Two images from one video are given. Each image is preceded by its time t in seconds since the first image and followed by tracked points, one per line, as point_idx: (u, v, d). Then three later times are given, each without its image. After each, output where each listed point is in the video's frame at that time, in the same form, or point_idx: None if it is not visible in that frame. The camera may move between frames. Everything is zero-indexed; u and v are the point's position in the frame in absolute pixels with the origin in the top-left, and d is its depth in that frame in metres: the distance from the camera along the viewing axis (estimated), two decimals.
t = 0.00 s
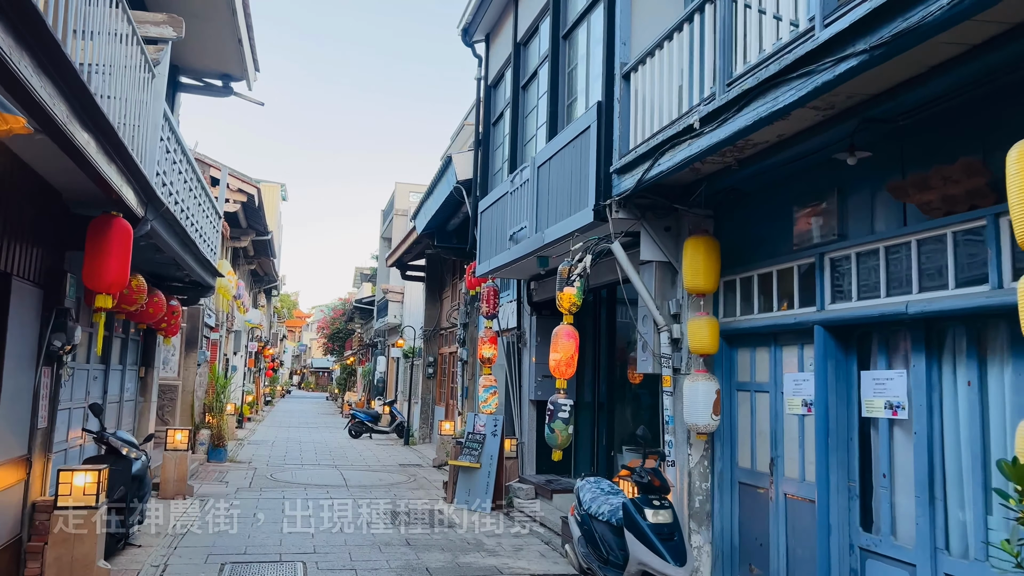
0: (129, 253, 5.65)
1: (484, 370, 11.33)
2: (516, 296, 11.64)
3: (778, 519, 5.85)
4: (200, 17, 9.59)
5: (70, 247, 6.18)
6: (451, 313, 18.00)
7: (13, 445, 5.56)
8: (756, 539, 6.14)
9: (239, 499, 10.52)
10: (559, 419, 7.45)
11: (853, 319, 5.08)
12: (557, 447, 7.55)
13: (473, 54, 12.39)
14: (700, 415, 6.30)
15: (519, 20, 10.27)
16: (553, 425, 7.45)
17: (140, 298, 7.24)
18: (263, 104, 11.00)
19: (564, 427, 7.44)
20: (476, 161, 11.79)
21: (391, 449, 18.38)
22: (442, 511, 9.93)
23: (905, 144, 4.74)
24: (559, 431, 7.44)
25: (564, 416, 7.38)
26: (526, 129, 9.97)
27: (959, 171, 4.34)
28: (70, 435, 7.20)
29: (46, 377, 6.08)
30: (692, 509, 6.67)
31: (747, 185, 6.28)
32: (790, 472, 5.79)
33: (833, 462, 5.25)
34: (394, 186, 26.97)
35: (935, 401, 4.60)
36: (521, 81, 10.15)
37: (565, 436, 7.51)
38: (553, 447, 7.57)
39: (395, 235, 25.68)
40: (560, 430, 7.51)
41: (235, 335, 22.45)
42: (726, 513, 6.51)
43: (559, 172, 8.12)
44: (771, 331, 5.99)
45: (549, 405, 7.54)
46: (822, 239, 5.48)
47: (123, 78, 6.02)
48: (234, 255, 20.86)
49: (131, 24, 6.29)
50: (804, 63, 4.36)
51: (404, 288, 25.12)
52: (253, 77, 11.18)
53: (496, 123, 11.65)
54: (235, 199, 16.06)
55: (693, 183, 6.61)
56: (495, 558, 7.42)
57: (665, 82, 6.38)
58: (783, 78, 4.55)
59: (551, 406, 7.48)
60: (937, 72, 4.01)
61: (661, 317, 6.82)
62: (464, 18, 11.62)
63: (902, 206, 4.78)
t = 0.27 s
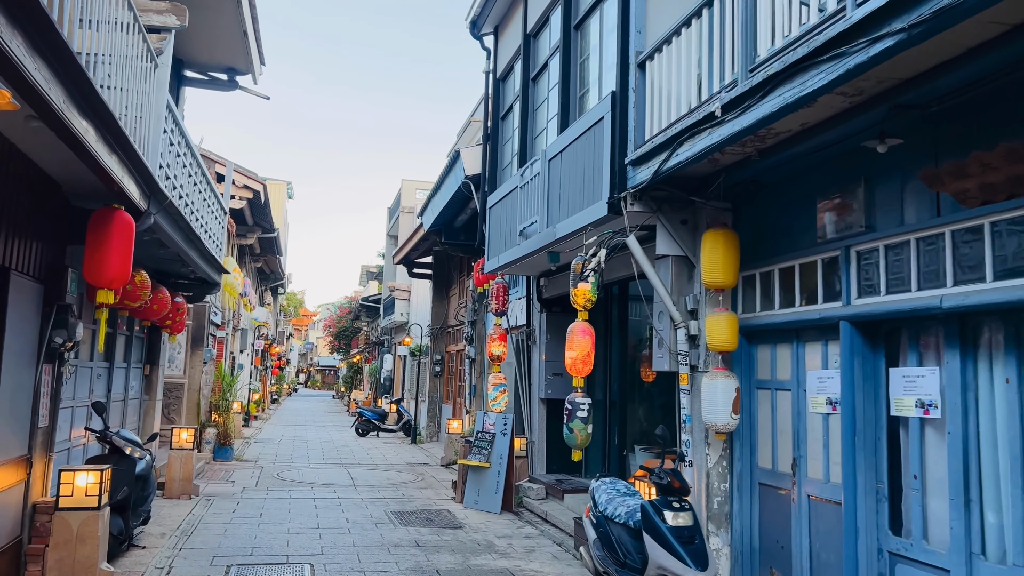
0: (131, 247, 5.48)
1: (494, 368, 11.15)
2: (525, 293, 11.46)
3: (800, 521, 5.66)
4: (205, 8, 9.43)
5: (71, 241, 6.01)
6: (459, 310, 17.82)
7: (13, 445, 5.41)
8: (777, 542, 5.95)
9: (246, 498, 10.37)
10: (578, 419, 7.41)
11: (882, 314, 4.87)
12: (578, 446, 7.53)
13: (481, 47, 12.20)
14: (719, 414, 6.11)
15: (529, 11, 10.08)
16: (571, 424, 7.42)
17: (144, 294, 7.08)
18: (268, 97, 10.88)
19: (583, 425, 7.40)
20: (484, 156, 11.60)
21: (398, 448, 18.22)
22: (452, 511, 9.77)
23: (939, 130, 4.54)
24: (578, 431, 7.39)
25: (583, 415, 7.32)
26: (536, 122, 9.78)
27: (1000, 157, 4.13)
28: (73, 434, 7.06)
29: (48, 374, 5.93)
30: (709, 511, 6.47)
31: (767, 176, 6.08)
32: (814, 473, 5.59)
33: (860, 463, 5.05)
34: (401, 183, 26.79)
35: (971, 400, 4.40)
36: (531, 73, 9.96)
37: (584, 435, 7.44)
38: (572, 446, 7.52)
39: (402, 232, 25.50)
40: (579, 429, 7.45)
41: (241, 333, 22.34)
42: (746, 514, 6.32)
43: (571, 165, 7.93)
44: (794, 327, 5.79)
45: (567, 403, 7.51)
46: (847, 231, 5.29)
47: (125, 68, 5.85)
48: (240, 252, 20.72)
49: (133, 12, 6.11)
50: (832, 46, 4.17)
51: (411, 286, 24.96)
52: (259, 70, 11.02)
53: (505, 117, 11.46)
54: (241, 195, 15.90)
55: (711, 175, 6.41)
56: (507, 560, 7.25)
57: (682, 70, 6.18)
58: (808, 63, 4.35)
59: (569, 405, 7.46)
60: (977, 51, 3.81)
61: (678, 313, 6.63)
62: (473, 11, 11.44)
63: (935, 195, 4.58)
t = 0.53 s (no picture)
0: (148, 239, 5.34)
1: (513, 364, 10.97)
2: (545, 288, 11.27)
3: (838, 523, 5.44)
4: None
5: (87, 234, 5.87)
6: (476, 307, 17.65)
7: (28, 443, 5.29)
8: (812, 545, 5.74)
9: (263, 496, 10.26)
10: (609, 417, 7.34)
11: (928, 308, 4.66)
12: (611, 445, 7.46)
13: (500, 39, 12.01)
14: (752, 413, 5.89)
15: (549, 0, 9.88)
16: (603, 423, 7.35)
17: (161, 288, 6.98)
18: (283, 92, 10.24)
19: (614, 424, 7.32)
20: (503, 149, 11.40)
21: (415, 445, 18.08)
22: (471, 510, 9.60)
23: (992, 112, 4.31)
24: (610, 429, 7.32)
25: (614, 413, 7.25)
26: (557, 113, 9.58)
27: None
28: (89, 430, 6.95)
29: (63, 370, 5.80)
30: (741, 512, 6.27)
31: (802, 165, 5.86)
32: (853, 473, 5.37)
33: (904, 463, 4.83)
34: (416, 179, 26.63)
35: None
36: (552, 64, 9.77)
37: (617, 433, 7.40)
38: (605, 445, 7.47)
39: (417, 228, 25.35)
40: (611, 428, 7.39)
41: (257, 330, 22.28)
42: (779, 515, 6.09)
43: (595, 156, 7.74)
44: (831, 321, 5.57)
45: (598, 401, 7.44)
46: (890, 221, 5.07)
47: (142, 56, 5.70)
48: (256, 248, 20.64)
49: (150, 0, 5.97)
50: (881, 23, 3.95)
51: (427, 282, 24.82)
52: (276, 63, 10.87)
53: (524, 109, 11.26)
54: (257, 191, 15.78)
55: (743, 164, 6.21)
56: (530, 561, 7.06)
57: (713, 55, 5.97)
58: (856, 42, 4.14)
59: (600, 404, 7.39)
60: None
61: (708, 307, 6.42)
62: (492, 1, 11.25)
63: (987, 182, 4.36)
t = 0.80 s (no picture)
0: (156, 234, 5.17)
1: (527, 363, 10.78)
2: (559, 285, 11.07)
3: (871, 527, 5.24)
4: None
5: (94, 230, 5.72)
6: (487, 305, 17.47)
7: (34, 445, 5.14)
8: (843, 549, 5.53)
9: (273, 497, 10.10)
10: (634, 417, 7.19)
11: (970, 303, 4.44)
12: (638, 447, 7.30)
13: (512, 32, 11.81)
14: (778, 413, 5.67)
15: None
16: (628, 424, 7.20)
17: (169, 286, 6.81)
18: (293, 86, 10.54)
19: (640, 424, 7.17)
20: (516, 144, 11.20)
21: (425, 445, 17.92)
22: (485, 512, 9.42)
23: None
24: (636, 430, 7.17)
25: (640, 413, 7.11)
26: (572, 107, 9.39)
27: None
28: (97, 431, 6.83)
29: (69, 370, 5.64)
30: (767, 515, 6.09)
31: (831, 156, 5.64)
32: (886, 476, 5.16)
33: (943, 466, 4.62)
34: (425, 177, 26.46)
35: None
36: (566, 56, 9.57)
37: (643, 434, 7.23)
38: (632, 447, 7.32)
39: (427, 226, 25.18)
40: (637, 428, 7.24)
41: (267, 329, 22.16)
42: (807, 520, 5.88)
43: (612, 149, 7.54)
44: (863, 318, 5.36)
45: (622, 401, 7.31)
46: (927, 213, 4.85)
47: (150, 47, 5.52)
48: (265, 247, 20.50)
49: None
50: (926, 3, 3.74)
51: (437, 281, 24.66)
52: (285, 57, 10.70)
53: (537, 103, 11.06)
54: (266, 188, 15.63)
55: (768, 156, 6.00)
56: (548, 566, 6.86)
57: (738, 42, 5.76)
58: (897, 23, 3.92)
59: (624, 404, 7.26)
60: None
61: (732, 304, 6.22)
62: None
63: None
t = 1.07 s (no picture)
0: (158, 223, 4.99)
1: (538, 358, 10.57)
2: (570, 279, 10.87)
3: (901, 527, 5.03)
4: None
5: (95, 220, 5.54)
6: (496, 300, 17.27)
7: (34, 441, 4.98)
8: (871, 550, 5.32)
9: (280, 494, 9.93)
10: (653, 413, 7.01)
11: (1010, 292, 4.22)
12: (656, 444, 7.11)
13: (521, 22, 11.60)
14: (803, 408, 5.44)
15: None
16: (648, 420, 7.02)
17: (173, 279, 6.65)
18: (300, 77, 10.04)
19: (659, 420, 6.99)
20: (526, 135, 11.00)
21: (434, 441, 17.75)
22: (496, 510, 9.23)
23: None
24: (655, 426, 6.98)
25: (659, 408, 6.94)
26: (584, 96, 9.18)
27: None
28: (100, 427, 6.69)
29: (70, 364, 5.48)
30: (790, 514, 5.87)
31: (859, 141, 5.41)
32: (918, 474, 4.94)
33: (980, 463, 4.40)
34: (433, 172, 26.25)
35: None
36: (578, 44, 9.36)
37: (662, 430, 7.04)
38: (650, 443, 7.14)
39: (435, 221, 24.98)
40: (656, 424, 7.05)
41: (274, 325, 22.02)
42: (832, 519, 5.67)
43: (627, 137, 7.34)
44: (892, 309, 5.14)
45: (640, 397, 7.13)
46: (962, 198, 4.63)
47: (153, 30, 5.33)
48: (272, 243, 20.35)
49: None
50: None
51: (444, 276, 24.47)
52: (291, 48, 10.52)
53: (548, 94, 10.86)
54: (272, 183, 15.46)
55: (791, 142, 5.78)
56: (563, 566, 6.67)
57: (760, 24, 5.54)
58: None
59: (642, 400, 7.08)
60: None
61: (753, 296, 6.00)
62: None
63: None
